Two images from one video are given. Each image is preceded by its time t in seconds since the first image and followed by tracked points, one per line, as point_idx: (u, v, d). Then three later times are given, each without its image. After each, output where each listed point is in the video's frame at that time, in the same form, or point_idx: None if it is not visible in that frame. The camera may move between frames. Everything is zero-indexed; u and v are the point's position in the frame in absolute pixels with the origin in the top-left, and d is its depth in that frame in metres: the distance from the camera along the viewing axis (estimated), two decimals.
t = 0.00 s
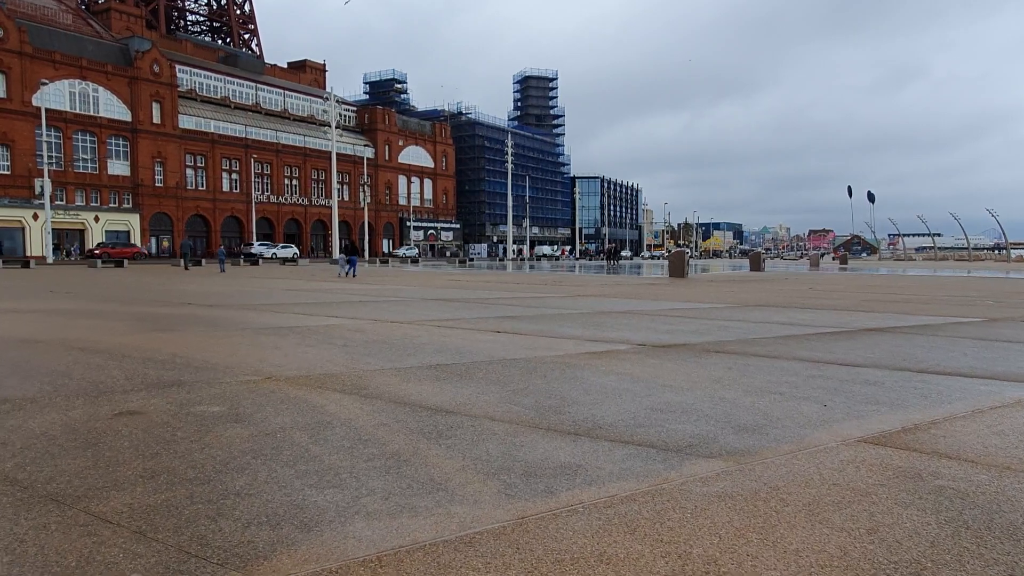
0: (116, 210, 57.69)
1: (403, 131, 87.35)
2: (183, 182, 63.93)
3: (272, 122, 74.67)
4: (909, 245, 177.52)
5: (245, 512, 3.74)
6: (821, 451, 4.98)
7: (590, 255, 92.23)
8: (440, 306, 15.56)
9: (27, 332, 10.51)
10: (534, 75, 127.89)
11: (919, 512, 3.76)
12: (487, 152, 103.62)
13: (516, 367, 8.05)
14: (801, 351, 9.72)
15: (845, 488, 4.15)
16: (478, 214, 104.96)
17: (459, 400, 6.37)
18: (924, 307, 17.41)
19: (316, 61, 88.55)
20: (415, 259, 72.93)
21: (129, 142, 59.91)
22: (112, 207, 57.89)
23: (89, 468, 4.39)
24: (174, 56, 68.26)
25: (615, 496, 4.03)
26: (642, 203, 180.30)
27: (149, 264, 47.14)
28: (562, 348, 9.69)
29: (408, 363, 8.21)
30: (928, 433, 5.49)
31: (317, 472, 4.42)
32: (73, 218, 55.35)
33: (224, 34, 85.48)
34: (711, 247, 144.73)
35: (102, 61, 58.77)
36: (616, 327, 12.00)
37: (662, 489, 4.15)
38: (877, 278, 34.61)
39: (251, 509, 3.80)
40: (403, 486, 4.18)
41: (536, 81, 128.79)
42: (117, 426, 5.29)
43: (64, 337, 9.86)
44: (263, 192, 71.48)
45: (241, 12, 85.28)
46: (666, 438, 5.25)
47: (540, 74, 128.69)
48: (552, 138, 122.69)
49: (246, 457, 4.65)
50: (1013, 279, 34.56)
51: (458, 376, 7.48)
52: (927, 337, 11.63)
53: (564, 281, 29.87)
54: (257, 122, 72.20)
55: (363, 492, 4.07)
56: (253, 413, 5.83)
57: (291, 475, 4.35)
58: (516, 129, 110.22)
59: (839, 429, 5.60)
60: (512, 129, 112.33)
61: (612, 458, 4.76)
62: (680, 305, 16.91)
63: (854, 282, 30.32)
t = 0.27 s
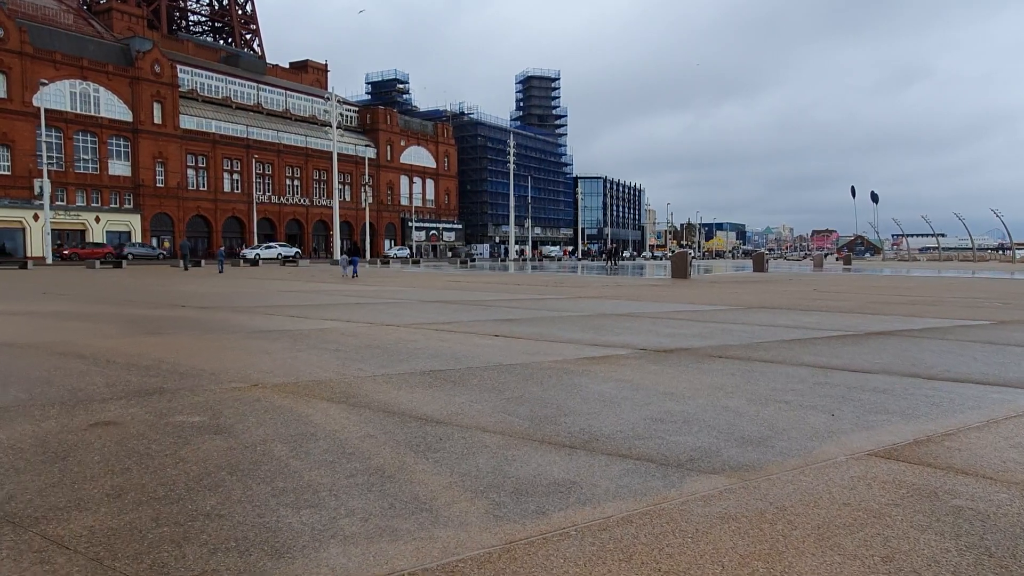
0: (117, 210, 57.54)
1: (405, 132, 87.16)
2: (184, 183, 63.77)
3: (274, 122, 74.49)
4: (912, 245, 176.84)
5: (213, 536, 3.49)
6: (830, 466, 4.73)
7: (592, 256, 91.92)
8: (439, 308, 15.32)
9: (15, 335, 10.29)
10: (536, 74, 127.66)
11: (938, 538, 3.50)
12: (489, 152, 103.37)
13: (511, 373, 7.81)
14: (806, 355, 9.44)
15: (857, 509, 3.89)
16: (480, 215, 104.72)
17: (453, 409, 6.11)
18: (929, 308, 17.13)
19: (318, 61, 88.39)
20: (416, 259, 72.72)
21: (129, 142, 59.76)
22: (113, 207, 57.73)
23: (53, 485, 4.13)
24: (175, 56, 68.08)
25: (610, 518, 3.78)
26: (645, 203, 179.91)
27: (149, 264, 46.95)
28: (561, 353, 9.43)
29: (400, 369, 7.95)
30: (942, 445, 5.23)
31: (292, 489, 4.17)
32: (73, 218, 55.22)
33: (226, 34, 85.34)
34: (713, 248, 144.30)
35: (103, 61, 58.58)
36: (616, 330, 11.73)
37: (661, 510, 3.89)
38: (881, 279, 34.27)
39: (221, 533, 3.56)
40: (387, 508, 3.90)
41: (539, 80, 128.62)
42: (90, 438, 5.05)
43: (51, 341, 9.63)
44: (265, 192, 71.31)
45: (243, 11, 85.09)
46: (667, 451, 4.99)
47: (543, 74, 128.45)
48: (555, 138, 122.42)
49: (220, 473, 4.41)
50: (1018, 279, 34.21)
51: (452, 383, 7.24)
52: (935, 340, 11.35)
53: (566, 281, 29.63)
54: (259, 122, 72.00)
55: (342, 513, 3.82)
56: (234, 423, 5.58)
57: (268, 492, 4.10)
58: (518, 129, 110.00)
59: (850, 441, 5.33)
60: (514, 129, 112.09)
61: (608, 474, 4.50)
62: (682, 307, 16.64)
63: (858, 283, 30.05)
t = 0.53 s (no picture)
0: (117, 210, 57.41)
1: (406, 131, 86.95)
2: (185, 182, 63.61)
3: (275, 121, 74.32)
4: (915, 245, 176.22)
5: (168, 552, 3.25)
6: (833, 472, 4.48)
7: (594, 256, 91.60)
8: (435, 307, 15.09)
9: None
10: (538, 74, 127.41)
11: (950, 555, 3.25)
12: (491, 152, 103.11)
13: (503, 375, 7.55)
14: (809, 356, 9.15)
15: (859, 520, 3.64)
16: (482, 214, 104.49)
17: (439, 412, 5.86)
18: (934, 309, 16.84)
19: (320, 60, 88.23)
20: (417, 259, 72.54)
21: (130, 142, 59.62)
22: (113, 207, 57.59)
23: (7, 493, 3.90)
24: (176, 55, 67.94)
25: (597, 529, 3.54)
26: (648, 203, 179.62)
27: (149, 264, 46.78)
28: (556, 354, 9.18)
29: (389, 370, 7.70)
30: (951, 451, 4.96)
31: (261, 498, 3.93)
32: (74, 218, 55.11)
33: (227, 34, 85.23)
34: (716, 247, 143.94)
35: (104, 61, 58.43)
36: (614, 331, 11.47)
37: (651, 521, 3.64)
38: (884, 279, 33.95)
39: (178, 546, 3.32)
40: (359, 519, 3.66)
41: (541, 80, 128.32)
42: (55, 442, 4.80)
43: (34, 340, 9.40)
44: (266, 191, 71.12)
45: (244, 11, 84.94)
46: (660, 456, 4.74)
47: (545, 73, 128.17)
48: (557, 137, 122.14)
49: (185, 480, 4.17)
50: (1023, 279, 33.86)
51: (441, 385, 6.98)
52: (942, 340, 11.06)
53: (566, 281, 29.36)
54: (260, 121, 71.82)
55: (310, 524, 3.58)
56: (209, 427, 5.34)
57: (233, 502, 3.86)
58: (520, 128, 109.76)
59: (853, 446, 5.08)
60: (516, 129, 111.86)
61: (596, 483, 4.25)
62: (683, 306, 16.38)
63: (862, 283, 29.74)
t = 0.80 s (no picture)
0: (118, 210, 57.25)
1: (408, 131, 86.73)
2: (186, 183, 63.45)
3: (277, 121, 74.16)
4: (919, 245, 175.61)
5: None
6: (840, 491, 4.20)
7: (596, 256, 91.28)
8: (433, 310, 14.85)
9: None
10: (540, 74, 127.31)
11: None
12: (493, 152, 102.93)
13: (495, 381, 7.30)
14: (814, 362, 8.87)
15: (867, 546, 3.39)
16: (484, 215, 104.25)
17: (426, 422, 5.60)
18: (939, 311, 16.58)
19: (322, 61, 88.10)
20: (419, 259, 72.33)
21: (131, 142, 59.47)
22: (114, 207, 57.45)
23: None
24: (177, 56, 67.82)
25: (582, 557, 3.30)
26: (651, 204, 179.15)
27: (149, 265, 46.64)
28: (550, 358, 8.93)
29: (377, 376, 7.45)
30: (964, 467, 4.69)
31: (227, 519, 3.68)
32: (74, 218, 54.95)
33: (229, 34, 85.15)
34: (720, 248, 143.48)
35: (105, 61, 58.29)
36: (612, 334, 11.21)
37: (642, 547, 3.38)
38: (890, 280, 33.61)
39: None
40: (329, 543, 3.41)
41: (543, 80, 128.15)
42: (17, 455, 4.58)
43: (17, 344, 9.17)
44: (268, 192, 70.92)
45: (246, 11, 84.85)
46: (655, 473, 4.48)
47: (548, 74, 128.01)
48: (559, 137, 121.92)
49: (150, 500, 3.91)
50: None
51: (430, 393, 6.73)
52: (951, 344, 10.78)
53: (568, 281, 29.14)
54: (261, 121, 71.65)
55: (275, 550, 3.33)
56: (182, 438, 5.09)
57: (197, 524, 3.61)
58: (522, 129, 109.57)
59: (860, 460, 4.81)
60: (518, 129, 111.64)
61: (587, 501, 3.98)
62: (685, 309, 16.11)
63: (867, 284, 29.41)
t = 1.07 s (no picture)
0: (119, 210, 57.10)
1: (410, 131, 86.50)
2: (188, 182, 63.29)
3: (278, 121, 73.98)
4: (923, 245, 175.05)
5: None
6: (853, 503, 3.94)
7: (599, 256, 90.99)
8: (431, 310, 14.59)
9: None
10: (542, 74, 127.02)
11: None
12: (495, 152, 102.69)
13: (490, 384, 7.04)
14: (821, 363, 8.60)
15: (885, 567, 3.12)
16: (486, 215, 104.02)
17: (415, 428, 5.34)
18: (945, 311, 16.30)
19: (323, 60, 87.93)
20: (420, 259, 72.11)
21: (132, 141, 59.31)
22: (115, 207, 57.30)
23: None
24: (179, 55, 67.66)
25: None
26: (654, 204, 178.72)
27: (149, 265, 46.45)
28: (549, 359, 8.66)
29: (369, 379, 7.19)
30: (985, 477, 4.42)
31: (193, 536, 3.42)
32: (75, 218, 54.82)
33: (231, 33, 84.98)
34: (722, 248, 143.05)
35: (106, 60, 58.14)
36: (612, 335, 10.94)
37: (642, 568, 3.11)
38: (893, 281, 33.31)
39: None
40: (301, 563, 3.15)
41: (546, 80, 127.88)
42: None
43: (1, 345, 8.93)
44: (269, 191, 70.72)
45: (247, 11, 84.68)
46: (656, 483, 4.22)
47: (550, 73, 127.75)
48: (561, 137, 121.61)
49: (114, 514, 3.65)
50: None
51: (423, 397, 6.46)
52: (961, 345, 10.49)
53: (569, 282, 28.89)
54: (263, 121, 71.47)
55: (244, 570, 3.07)
56: (156, 445, 4.82)
57: (160, 541, 3.36)
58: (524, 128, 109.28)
59: (872, 470, 4.54)
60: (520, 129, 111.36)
61: (582, 516, 3.71)
62: (687, 309, 15.83)
63: (871, 284, 29.12)
